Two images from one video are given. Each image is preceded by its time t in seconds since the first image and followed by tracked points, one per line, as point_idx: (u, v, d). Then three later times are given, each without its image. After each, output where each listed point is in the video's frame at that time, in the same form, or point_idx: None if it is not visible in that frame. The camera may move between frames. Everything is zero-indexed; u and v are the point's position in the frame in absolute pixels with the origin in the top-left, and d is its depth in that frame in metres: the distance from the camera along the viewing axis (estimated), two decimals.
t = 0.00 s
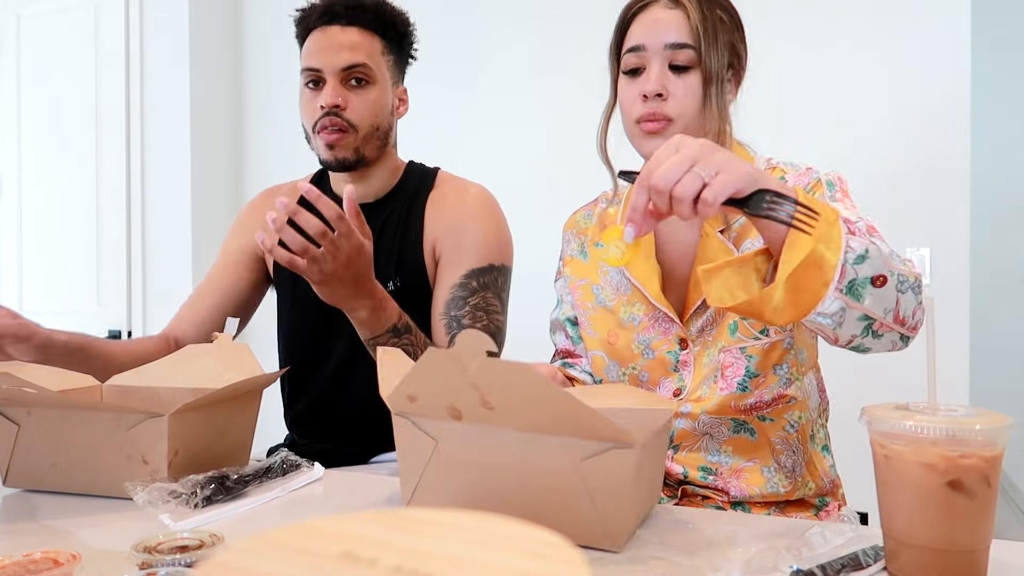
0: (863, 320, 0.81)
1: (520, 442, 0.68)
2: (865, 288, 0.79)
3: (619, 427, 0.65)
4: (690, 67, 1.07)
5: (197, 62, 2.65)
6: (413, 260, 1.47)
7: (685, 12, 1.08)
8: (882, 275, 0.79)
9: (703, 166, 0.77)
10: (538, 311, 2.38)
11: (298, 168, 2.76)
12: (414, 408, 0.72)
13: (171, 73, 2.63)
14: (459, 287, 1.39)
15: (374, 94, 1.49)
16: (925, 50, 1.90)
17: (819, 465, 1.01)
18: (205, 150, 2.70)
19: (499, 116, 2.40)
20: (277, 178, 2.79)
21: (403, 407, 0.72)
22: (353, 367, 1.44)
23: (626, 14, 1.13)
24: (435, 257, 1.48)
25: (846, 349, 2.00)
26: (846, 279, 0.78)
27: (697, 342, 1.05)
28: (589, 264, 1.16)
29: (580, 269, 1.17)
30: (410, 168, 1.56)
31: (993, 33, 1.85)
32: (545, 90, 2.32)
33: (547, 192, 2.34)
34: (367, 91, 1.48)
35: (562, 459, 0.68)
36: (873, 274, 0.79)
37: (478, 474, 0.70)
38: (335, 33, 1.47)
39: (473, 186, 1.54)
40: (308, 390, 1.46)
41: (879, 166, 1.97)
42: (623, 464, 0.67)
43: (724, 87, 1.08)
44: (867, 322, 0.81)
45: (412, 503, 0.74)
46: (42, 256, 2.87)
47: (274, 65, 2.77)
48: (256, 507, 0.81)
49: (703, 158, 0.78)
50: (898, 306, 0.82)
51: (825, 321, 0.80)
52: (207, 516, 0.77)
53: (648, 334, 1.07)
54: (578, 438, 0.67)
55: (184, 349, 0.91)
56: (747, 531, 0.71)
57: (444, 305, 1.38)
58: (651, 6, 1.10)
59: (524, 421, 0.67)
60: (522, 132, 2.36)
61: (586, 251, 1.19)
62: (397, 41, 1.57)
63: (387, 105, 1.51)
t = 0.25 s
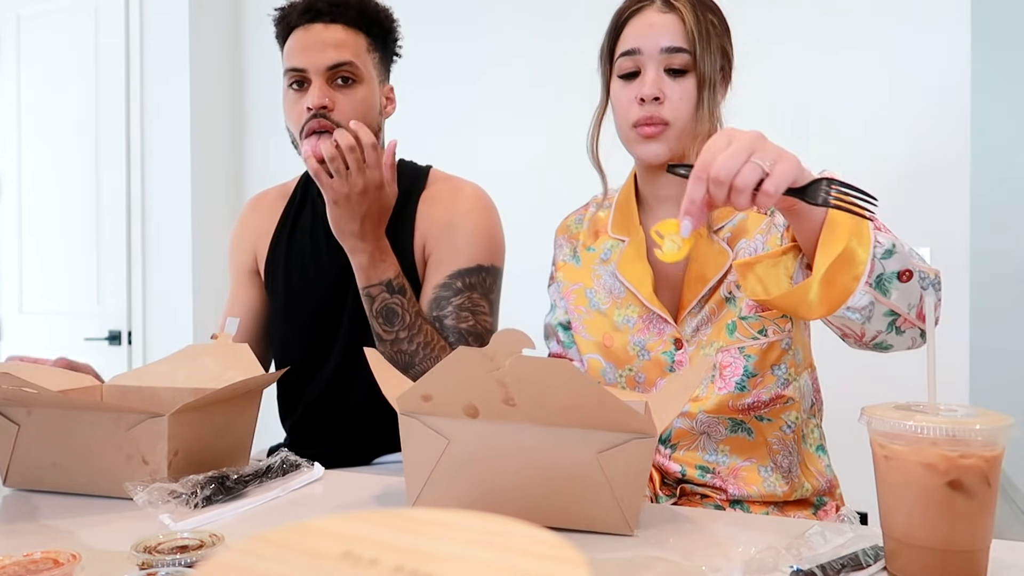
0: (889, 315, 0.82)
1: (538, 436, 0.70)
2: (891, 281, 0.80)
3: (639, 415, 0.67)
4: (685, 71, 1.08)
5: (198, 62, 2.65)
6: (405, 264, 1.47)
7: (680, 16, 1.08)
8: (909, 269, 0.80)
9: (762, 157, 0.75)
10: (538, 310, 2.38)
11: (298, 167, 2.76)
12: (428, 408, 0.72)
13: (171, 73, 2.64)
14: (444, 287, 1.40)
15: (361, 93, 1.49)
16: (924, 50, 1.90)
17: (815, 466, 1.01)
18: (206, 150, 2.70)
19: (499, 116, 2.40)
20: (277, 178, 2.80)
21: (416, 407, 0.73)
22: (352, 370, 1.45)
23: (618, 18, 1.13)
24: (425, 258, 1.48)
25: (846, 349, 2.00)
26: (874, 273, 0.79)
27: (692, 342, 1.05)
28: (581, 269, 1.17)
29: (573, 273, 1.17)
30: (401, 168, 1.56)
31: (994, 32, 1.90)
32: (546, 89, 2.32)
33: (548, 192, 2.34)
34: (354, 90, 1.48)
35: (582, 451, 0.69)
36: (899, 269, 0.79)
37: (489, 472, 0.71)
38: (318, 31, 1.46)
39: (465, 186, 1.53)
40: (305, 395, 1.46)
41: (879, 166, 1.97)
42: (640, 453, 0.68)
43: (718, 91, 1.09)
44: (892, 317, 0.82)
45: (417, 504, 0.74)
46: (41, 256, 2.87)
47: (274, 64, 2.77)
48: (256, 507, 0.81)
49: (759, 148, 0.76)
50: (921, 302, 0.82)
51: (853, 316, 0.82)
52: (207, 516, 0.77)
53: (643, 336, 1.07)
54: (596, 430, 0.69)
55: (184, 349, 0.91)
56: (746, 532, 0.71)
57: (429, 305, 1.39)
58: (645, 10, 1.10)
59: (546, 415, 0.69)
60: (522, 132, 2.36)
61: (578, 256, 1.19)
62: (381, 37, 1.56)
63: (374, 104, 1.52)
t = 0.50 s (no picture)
0: (903, 337, 0.83)
1: (529, 436, 0.70)
2: (900, 308, 0.81)
3: (631, 412, 0.68)
4: (686, 73, 1.08)
5: (197, 62, 2.65)
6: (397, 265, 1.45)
7: (680, 18, 1.08)
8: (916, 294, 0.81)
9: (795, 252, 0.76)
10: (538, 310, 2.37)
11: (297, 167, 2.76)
12: (417, 415, 0.72)
13: (171, 72, 2.64)
14: (439, 292, 1.40)
15: (348, 93, 1.49)
16: (924, 50, 1.90)
17: (812, 468, 1.01)
18: (205, 150, 2.70)
19: (500, 116, 2.39)
20: (277, 177, 2.80)
21: (404, 412, 0.72)
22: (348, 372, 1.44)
23: (615, 21, 1.12)
24: (420, 260, 1.47)
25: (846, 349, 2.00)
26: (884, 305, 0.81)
27: (688, 343, 1.06)
28: (576, 272, 1.16)
29: (568, 276, 1.17)
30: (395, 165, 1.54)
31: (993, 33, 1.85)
32: (546, 89, 2.32)
33: (548, 192, 2.34)
34: (341, 90, 1.48)
35: (572, 449, 0.70)
36: (906, 295, 0.81)
37: (484, 472, 0.71)
38: (301, 31, 1.45)
39: (458, 183, 1.53)
40: (303, 397, 1.46)
41: (879, 166, 1.97)
42: (630, 449, 0.69)
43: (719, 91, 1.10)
44: (905, 337, 0.83)
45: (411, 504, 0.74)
46: (41, 256, 2.87)
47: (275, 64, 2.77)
48: (256, 508, 0.81)
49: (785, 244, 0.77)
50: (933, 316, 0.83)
51: (872, 349, 0.82)
52: (207, 516, 0.77)
53: (639, 337, 1.07)
54: (583, 427, 0.69)
55: (184, 349, 0.91)
56: (746, 532, 0.71)
57: (426, 311, 1.40)
58: (644, 11, 1.10)
59: (536, 415, 0.69)
60: (521, 133, 2.36)
61: (573, 259, 1.19)
62: (368, 33, 1.55)
63: (362, 102, 1.52)
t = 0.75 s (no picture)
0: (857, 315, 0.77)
1: (526, 434, 0.70)
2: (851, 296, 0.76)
3: (629, 412, 0.68)
4: (686, 73, 1.09)
5: (198, 62, 2.65)
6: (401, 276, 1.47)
7: (680, 19, 1.08)
8: (859, 273, 0.73)
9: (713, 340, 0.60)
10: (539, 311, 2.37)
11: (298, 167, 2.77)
12: (417, 409, 0.72)
13: (171, 73, 2.64)
14: (466, 307, 1.45)
15: (345, 100, 1.48)
16: (924, 51, 1.90)
17: (818, 456, 0.99)
18: (206, 150, 2.70)
19: (500, 116, 2.40)
20: (277, 177, 2.80)
21: (405, 406, 0.72)
22: (347, 373, 1.44)
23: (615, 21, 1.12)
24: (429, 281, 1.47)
25: (847, 349, 2.00)
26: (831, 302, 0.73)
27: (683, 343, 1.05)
28: (577, 270, 1.16)
29: (569, 274, 1.17)
30: (391, 168, 1.53)
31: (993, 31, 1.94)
32: (546, 89, 2.32)
33: (548, 192, 2.34)
34: (337, 97, 1.47)
35: (569, 448, 0.70)
36: (851, 276, 0.73)
37: (483, 470, 0.71)
38: (298, 37, 1.44)
39: (458, 189, 1.53)
40: (303, 397, 1.46)
41: (880, 165, 1.96)
42: (627, 449, 0.69)
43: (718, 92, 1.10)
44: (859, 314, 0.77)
45: (407, 504, 0.74)
46: (41, 256, 2.87)
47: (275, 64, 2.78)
48: (256, 507, 0.81)
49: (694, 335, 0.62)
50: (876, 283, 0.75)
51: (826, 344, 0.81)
52: (207, 516, 0.77)
53: (636, 336, 1.07)
54: (581, 426, 0.69)
55: (184, 349, 0.91)
56: (746, 532, 0.71)
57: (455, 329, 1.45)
58: (644, 11, 1.10)
59: (535, 412, 0.69)
60: (521, 132, 2.36)
61: (574, 257, 1.19)
62: (365, 35, 1.53)
63: (359, 108, 1.51)
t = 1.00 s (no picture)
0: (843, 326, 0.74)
1: (524, 436, 0.70)
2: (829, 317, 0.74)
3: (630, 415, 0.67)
4: (674, 73, 1.07)
5: (198, 61, 2.65)
6: (419, 268, 1.46)
7: (667, 19, 1.07)
8: (831, 293, 0.71)
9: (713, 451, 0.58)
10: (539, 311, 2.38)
11: (298, 167, 2.77)
12: (413, 414, 0.72)
13: (171, 72, 2.64)
14: (485, 303, 1.45)
15: (368, 100, 1.49)
16: (924, 50, 1.90)
17: (815, 455, 0.97)
18: (206, 149, 2.70)
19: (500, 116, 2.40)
20: (277, 177, 2.80)
21: (401, 411, 0.72)
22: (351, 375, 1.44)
23: (603, 22, 1.11)
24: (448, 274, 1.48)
25: (846, 349, 2.00)
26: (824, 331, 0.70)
27: (676, 344, 1.05)
28: (574, 270, 1.17)
29: (566, 274, 1.17)
30: (404, 172, 1.53)
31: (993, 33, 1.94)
32: (546, 88, 2.32)
33: (548, 192, 2.34)
34: (362, 97, 1.48)
35: (566, 449, 0.69)
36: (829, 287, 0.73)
37: (480, 472, 0.71)
38: (324, 38, 1.45)
39: (467, 192, 1.53)
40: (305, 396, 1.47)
41: (879, 165, 1.96)
42: (627, 448, 0.69)
43: (707, 92, 1.08)
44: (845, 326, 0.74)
45: (407, 504, 0.74)
46: (41, 256, 2.86)
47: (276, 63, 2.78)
48: (256, 508, 0.81)
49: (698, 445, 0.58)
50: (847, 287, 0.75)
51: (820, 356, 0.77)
52: (207, 516, 0.77)
53: (630, 338, 1.06)
54: (579, 428, 0.69)
55: (184, 349, 0.91)
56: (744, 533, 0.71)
57: (475, 324, 1.45)
58: (630, 13, 1.09)
59: (530, 414, 0.68)
60: (521, 132, 2.36)
61: (571, 257, 1.19)
62: (385, 43, 1.54)
63: (381, 109, 1.51)
